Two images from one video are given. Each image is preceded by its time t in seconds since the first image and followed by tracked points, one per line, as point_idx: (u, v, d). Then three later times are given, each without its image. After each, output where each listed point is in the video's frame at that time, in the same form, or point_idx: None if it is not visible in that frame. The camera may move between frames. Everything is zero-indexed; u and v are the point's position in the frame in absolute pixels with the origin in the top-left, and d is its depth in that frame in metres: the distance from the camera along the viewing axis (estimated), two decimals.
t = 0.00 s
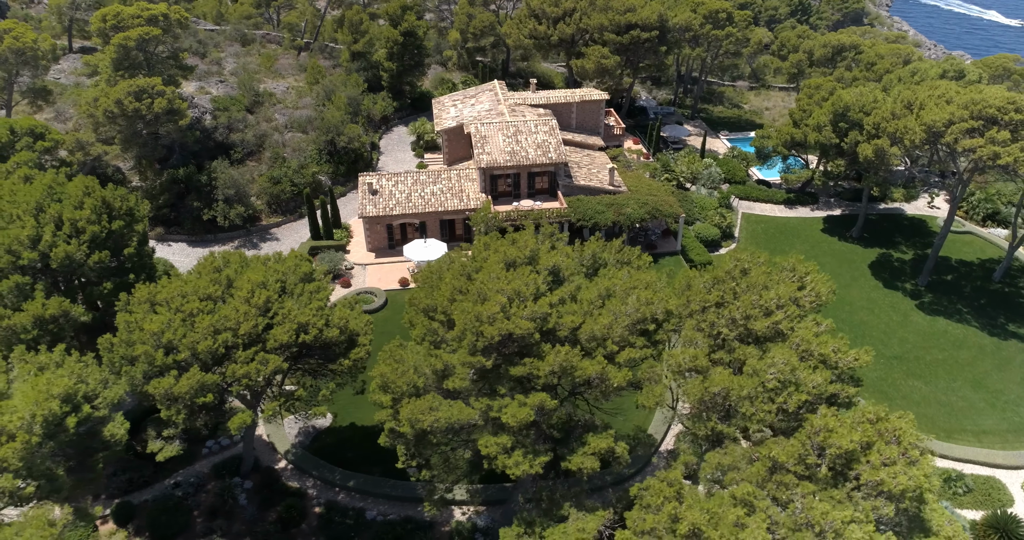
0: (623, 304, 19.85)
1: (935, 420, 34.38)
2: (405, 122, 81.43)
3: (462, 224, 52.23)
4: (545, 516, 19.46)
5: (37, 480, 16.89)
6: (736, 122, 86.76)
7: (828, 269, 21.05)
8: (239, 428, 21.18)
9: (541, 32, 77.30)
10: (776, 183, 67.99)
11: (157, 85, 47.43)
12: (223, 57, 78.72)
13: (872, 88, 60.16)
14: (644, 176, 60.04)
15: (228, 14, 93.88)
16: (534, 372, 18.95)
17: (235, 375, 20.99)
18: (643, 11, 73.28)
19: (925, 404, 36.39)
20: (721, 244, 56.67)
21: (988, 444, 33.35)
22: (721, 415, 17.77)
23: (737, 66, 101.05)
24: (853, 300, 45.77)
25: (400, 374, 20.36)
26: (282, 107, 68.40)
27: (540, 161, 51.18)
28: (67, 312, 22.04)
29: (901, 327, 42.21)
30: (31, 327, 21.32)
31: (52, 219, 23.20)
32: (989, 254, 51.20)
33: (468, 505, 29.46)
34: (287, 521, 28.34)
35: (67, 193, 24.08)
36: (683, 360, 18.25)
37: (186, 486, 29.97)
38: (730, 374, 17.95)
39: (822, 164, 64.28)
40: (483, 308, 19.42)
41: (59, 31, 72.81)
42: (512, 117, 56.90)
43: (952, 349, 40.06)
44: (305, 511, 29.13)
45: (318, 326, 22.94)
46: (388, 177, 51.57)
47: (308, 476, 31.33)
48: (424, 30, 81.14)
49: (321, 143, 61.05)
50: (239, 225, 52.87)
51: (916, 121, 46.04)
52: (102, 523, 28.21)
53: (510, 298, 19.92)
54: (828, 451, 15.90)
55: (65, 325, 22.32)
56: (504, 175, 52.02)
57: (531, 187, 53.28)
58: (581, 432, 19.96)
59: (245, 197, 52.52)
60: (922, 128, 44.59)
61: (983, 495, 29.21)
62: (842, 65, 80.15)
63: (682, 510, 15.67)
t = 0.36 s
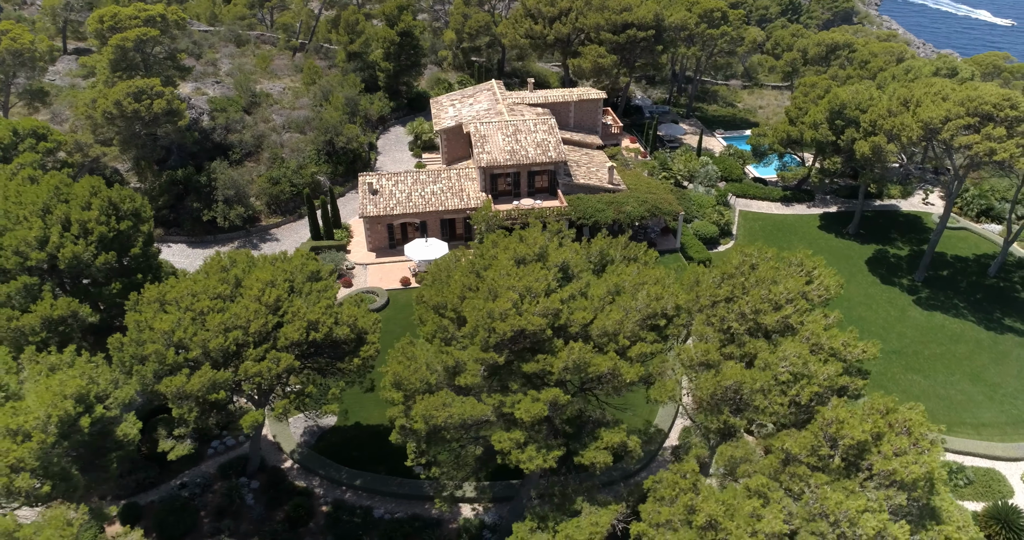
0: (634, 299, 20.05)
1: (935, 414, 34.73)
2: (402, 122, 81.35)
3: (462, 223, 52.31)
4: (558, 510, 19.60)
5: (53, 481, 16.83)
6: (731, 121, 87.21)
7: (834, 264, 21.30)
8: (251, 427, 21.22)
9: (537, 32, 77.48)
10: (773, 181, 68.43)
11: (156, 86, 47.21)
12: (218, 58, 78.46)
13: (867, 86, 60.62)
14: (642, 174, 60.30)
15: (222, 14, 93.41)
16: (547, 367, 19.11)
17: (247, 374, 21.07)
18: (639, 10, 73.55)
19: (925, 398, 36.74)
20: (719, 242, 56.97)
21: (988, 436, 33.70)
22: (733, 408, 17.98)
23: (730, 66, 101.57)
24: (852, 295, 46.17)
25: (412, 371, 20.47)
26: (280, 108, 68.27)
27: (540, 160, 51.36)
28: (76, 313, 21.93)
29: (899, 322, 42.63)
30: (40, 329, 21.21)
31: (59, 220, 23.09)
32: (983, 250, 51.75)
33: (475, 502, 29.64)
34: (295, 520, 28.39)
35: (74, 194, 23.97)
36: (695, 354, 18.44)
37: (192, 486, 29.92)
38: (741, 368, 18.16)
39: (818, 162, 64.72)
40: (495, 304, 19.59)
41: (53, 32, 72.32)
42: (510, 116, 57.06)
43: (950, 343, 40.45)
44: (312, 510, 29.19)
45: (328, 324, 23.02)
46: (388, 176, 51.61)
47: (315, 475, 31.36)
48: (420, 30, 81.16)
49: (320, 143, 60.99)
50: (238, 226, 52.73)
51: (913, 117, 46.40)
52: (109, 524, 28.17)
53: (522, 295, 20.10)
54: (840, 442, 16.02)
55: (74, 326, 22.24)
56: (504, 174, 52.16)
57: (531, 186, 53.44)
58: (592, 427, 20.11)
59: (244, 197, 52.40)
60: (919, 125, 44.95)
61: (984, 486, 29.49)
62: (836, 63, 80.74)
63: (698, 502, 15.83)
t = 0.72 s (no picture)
0: (642, 294, 20.22)
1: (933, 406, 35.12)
2: (396, 122, 81.20)
3: (460, 222, 52.38)
4: (569, 505, 19.73)
5: (66, 482, 16.76)
6: (724, 119, 87.72)
7: (839, 257, 21.54)
8: (261, 426, 21.22)
9: (531, 31, 77.61)
10: (767, 178, 68.90)
11: (152, 87, 46.90)
12: (211, 59, 78.04)
13: (859, 83, 61.14)
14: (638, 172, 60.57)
15: (213, 15, 92.79)
16: (557, 362, 19.25)
17: (256, 373, 21.07)
18: (633, 9, 73.84)
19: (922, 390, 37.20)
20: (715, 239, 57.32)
21: (985, 428, 34.13)
22: (743, 401, 18.19)
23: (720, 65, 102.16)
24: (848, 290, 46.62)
25: (423, 368, 20.52)
26: (274, 108, 68.01)
27: (538, 159, 51.49)
28: (83, 314, 21.86)
29: (895, 316, 43.11)
30: (47, 330, 21.09)
31: (64, 221, 22.98)
32: (975, 245, 52.35)
33: (480, 500, 29.74)
34: (301, 520, 28.38)
35: (78, 195, 23.86)
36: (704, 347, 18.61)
37: (197, 487, 29.82)
38: (750, 361, 18.34)
39: (812, 159, 65.25)
40: (505, 301, 19.69)
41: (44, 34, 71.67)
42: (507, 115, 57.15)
43: (945, 337, 40.95)
44: (318, 510, 29.18)
45: (336, 323, 23.01)
46: (386, 176, 51.57)
47: (319, 474, 31.35)
48: (414, 30, 81.06)
49: (316, 143, 60.87)
50: (236, 228, 52.56)
51: (907, 114, 46.84)
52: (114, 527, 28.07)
53: (531, 291, 20.23)
54: (851, 431, 16.19)
55: (81, 327, 22.15)
56: (502, 173, 52.27)
57: (529, 184, 53.56)
58: (601, 421, 20.25)
59: (242, 198, 52.20)
60: (913, 121, 45.40)
61: (983, 477, 29.83)
62: (828, 61, 81.38)
63: (711, 493, 15.98)
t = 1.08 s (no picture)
0: (649, 290, 20.40)
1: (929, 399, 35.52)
2: (390, 122, 81.09)
3: (458, 222, 52.44)
4: (580, 499, 19.87)
5: (78, 483, 16.71)
6: (715, 117, 88.26)
7: (841, 251, 21.85)
8: (270, 426, 21.23)
9: (524, 31, 77.74)
10: (760, 175, 69.37)
11: (147, 89, 46.60)
12: (202, 60, 77.52)
13: (851, 80, 61.73)
14: (633, 170, 60.85)
15: (203, 16, 92.04)
16: (567, 358, 19.39)
17: (264, 373, 21.09)
18: (625, 8, 74.10)
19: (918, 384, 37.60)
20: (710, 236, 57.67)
21: (980, 420, 34.55)
22: (751, 394, 18.41)
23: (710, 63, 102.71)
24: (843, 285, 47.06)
25: (432, 366, 20.58)
26: (268, 109, 67.71)
27: (534, 157, 51.65)
28: (88, 316, 21.82)
29: (889, 311, 43.54)
30: (54, 331, 21.09)
31: (68, 223, 22.92)
32: (966, 239, 53.03)
33: (485, 498, 29.84)
34: (306, 520, 28.38)
35: (81, 196, 23.77)
36: (712, 341, 18.78)
37: (201, 488, 29.73)
38: (758, 354, 18.56)
39: (805, 156, 65.84)
40: (513, 297, 19.79)
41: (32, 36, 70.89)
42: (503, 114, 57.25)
43: (939, 330, 41.43)
44: (323, 509, 29.17)
45: (343, 322, 23.03)
46: (382, 176, 51.50)
47: (323, 474, 31.35)
48: (406, 30, 80.97)
49: (312, 144, 60.69)
50: (232, 229, 52.32)
51: (900, 110, 47.37)
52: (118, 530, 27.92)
53: (539, 288, 20.37)
54: (860, 422, 16.42)
55: (87, 328, 22.11)
56: (498, 172, 52.39)
57: (526, 183, 53.70)
58: (610, 415, 20.43)
59: (238, 199, 51.97)
60: (906, 117, 45.93)
61: (980, 467, 30.22)
62: (818, 59, 82.06)
63: (723, 485, 16.15)
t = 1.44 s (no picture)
0: (656, 286, 20.56)
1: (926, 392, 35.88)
2: (384, 123, 80.96)
3: (456, 221, 52.49)
4: (591, 494, 19.99)
5: (93, 484, 16.71)
6: (708, 116, 88.75)
7: (845, 247, 22.14)
8: (280, 425, 21.24)
9: (518, 31, 77.86)
10: (754, 173, 69.60)
11: (143, 90, 46.32)
12: (195, 61, 77.04)
13: (844, 78, 62.26)
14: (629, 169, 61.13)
15: (194, 17, 91.41)
16: (577, 354, 19.49)
17: (274, 373, 21.10)
18: (619, 8, 74.35)
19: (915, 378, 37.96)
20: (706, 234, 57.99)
21: (976, 412, 34.88)
22: (760, 388, 18.59)
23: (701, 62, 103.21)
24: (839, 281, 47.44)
25: (442, 363, 20.63)
26: (263, 110, 67.40)
27: (532, 156, 51.78)
28: (96, 317, 21.83)
29: (886, 306, 43.95)
30: (61, 334, 21.11)
31: (74, 224, 22.96)
32: (958, 235, 53.65)
33: (490, 495, 29.96)
34: (313, 520, 28.40)
35: (86, 198, 23.81)
36: (721, 336, 18.93)
37: (206, 490, 29.67)
38: (767, 349, 18.74)
39: (798, 153, 66.32)
40: (523, 295, 19.90)
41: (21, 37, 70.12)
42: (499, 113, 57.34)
43: (935, 325, 41.85)
44: (328, 509, 29.17)
45: (350, 321, 23.04)
46: (380, 176, 51.42)
47: (328, 474, 31.31)
48: (400, 30, 80.87)
49: (308, 144, 60.45)
50: (229, 230, 52.15)
51: (894, 107, 47.82)
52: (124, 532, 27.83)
53: (548, 285, 20.49)
54: (870, 414, 16.61)
55: (94, 330, 22.18)
56: (496, 171, 52.50)
57: (524, 182, 53.83)
58: (619, 411, 20.60)
59: (236, 201, 51.75)
60: (900, 114, 46.39)
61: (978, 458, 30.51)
62: (809, 58, 82.68)
63: (735, 477, 16.29)
